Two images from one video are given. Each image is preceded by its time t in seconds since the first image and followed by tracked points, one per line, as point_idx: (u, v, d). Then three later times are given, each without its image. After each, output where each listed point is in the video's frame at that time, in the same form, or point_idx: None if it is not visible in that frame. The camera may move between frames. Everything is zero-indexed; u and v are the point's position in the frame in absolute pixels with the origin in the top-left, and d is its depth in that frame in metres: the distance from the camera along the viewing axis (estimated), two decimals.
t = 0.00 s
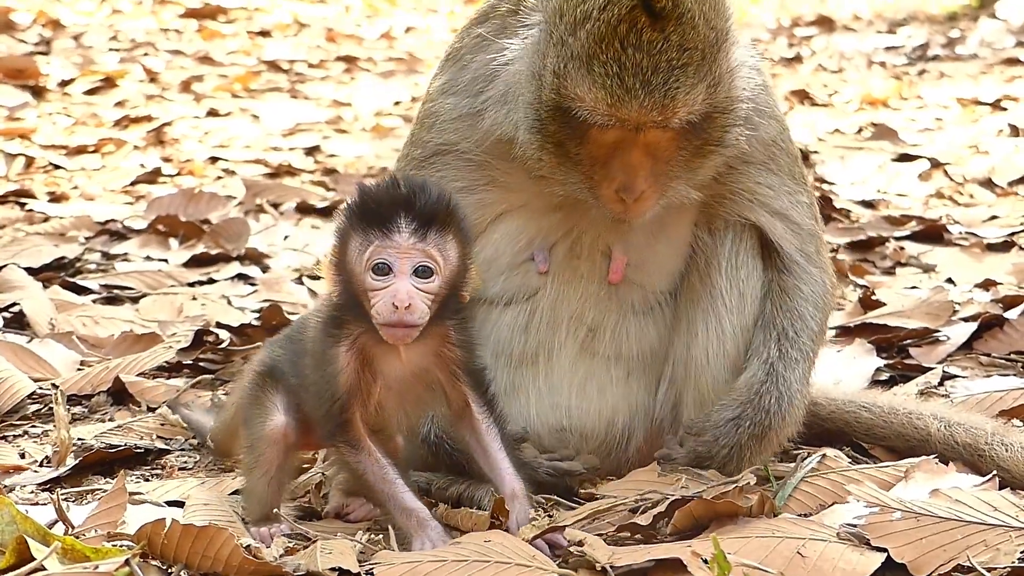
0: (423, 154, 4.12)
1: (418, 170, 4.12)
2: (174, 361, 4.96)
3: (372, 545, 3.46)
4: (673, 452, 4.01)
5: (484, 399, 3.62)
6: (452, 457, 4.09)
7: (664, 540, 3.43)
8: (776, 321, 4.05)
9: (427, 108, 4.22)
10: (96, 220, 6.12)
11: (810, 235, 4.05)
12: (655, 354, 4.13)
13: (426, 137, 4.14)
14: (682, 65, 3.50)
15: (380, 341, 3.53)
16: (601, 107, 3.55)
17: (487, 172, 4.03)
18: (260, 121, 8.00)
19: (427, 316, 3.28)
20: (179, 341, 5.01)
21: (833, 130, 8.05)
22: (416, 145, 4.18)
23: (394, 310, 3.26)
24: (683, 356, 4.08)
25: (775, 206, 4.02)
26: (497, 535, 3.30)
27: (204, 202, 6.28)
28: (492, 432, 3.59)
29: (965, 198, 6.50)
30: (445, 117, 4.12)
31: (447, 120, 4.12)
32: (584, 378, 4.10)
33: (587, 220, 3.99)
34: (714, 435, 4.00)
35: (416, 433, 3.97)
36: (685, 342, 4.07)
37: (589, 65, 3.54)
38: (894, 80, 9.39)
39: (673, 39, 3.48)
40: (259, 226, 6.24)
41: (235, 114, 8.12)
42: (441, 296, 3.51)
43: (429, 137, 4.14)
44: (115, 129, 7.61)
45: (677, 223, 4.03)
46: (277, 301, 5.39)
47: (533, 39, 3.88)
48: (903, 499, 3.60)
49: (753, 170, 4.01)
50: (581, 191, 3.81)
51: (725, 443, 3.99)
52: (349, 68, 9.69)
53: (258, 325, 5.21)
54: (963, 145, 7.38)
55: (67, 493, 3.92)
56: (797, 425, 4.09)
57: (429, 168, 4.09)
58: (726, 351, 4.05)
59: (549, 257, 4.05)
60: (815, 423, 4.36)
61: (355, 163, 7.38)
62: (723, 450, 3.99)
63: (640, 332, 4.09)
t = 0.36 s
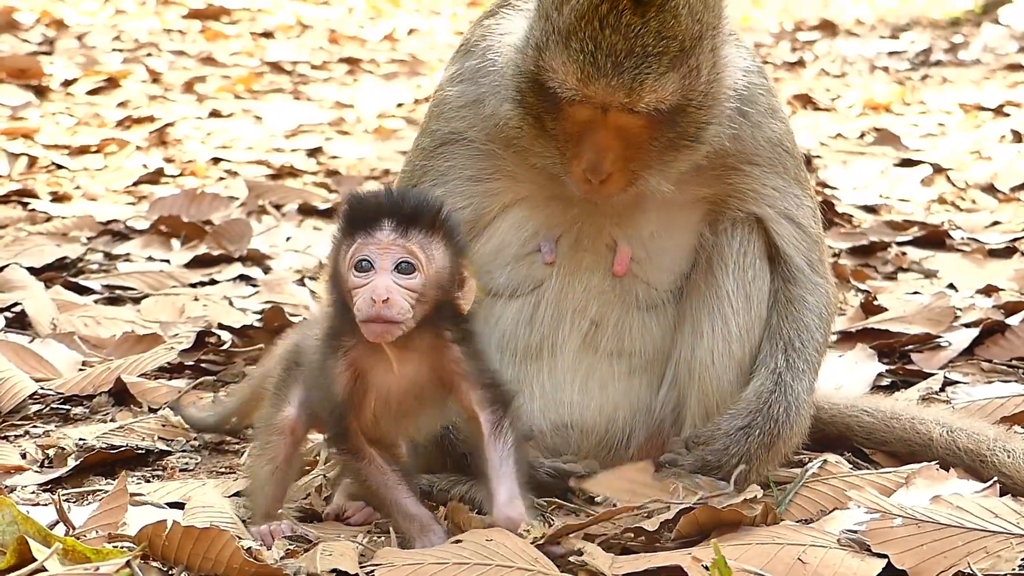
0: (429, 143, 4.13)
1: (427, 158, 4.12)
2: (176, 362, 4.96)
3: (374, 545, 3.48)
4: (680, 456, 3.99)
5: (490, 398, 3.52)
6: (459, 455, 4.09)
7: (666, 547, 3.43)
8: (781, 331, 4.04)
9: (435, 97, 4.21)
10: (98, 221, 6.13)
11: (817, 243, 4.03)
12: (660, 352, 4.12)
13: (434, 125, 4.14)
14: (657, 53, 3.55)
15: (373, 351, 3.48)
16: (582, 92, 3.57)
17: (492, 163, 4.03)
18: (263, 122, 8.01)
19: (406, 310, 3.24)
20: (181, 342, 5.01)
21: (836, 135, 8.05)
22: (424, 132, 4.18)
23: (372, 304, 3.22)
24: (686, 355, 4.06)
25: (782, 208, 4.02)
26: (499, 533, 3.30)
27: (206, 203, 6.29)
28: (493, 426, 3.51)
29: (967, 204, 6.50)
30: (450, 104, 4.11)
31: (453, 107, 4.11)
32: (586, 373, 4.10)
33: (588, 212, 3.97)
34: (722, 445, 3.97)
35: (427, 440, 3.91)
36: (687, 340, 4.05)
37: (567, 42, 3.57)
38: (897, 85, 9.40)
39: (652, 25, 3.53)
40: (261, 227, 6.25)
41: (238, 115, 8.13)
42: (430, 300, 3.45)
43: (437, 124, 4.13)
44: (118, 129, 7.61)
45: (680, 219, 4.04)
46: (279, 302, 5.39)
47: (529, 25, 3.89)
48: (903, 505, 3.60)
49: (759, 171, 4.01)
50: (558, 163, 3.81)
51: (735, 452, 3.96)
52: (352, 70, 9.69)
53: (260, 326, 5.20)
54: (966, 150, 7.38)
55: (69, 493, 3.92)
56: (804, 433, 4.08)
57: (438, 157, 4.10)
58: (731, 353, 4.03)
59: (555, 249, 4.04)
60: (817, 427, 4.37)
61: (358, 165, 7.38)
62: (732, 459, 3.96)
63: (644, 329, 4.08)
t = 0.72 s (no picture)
0: (429, 146, 4.14)
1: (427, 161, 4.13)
2: (180, 367, 4.97)
3: (377, 552, 3.48)
4: (687, 461, 3.98)
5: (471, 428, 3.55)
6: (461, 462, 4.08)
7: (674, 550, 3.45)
8: (786, 337, 4.03)
9: (434, 100, 4.21)
10: (102, 225, 6.14)
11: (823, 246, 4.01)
12: (663, 355, 4.12)
13: (434, 128, 4.14)
14: (653, 65, 3.52)
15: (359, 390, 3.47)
16: (577, 108, 3.55)
17: (490, 166, 4.03)
18: (266, 126, 8.01)
19: (365, 363, 3.26)
20: (185, 347, 5.01)
21: (838, 138, 8.04)
22: (424, 135, 4.19)
23: (332, 359, 3.26)
24: (690, 357, 4.05)
25: (787, 211, 4.00)
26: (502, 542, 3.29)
27: (209, 208, 6.30)
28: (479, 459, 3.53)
29: (970, 206, 6.49)
30: (449, 107, 4.11)
31: (451, 109, 4.10)
32: (589, 376, 4.09)
33: (590, 215, 3.98)
34: (730, 451, 3.98)
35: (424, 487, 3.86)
36: (691, 343, 4.05)
37: (562, 56, 3.54)
38: (899, 88, 9.38)
39: (645, 37, 3.49)
40: (264, 232, 6.26)
41: (241, 119, 8.13)
42: (401, 344, 3.44)
43: (436, 127, 4.14)
44: (121, 134, 7.62)
45: (683, 222, 4.04)
46: (283, 307, 5.40)
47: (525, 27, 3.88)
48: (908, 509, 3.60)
49: (762, 175, 4.00)
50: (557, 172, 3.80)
51: (743, 458, 3.97)
52: (354, 73, 9.69)
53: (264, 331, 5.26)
54: (969, 153, 7.38)
55: (73, 499, 3.93)
56: (809, 437, 4.08)
57: (438, 159, 4.11)
58: (736, 357, 4.02)
59: (556, 250, 4.03)
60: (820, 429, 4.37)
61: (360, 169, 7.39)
62: (739, 464, 3.98)
63: (646, 331, 4.07)
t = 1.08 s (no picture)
0: (435, 158, 4.15)
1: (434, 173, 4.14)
2: (186, 369, 4.98)
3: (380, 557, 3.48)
4: (697, 470, 3.99)
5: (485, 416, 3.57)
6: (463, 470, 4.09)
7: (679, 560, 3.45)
8: (795, 351, 4.04)
9: (441, 114, 4.22)
10: (109, 226, 6.15)
11: (828, 259, 4.02)
12: (670, 366, 4.13)
13: (440, 141, 4.15)
14: (687, 86, 3.42)
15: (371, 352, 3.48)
16: (611, 131, 3.48)
17: (497, 178, 4.04)
18: (273, 128, 8.02)
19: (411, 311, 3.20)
20: (191, 349, 5.03)
21: (845, 146, 8.03)
22: (430, 148, 4.20)
23: (377, 305, 3.18)
24: (696, 369, 4.06)
25: (793, 223, 4.03)
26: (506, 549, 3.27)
27: (216, 210, 6.31)
28: (489, 454, 3.53)
29: (977, 216, 6.48)
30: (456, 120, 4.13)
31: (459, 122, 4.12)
32: (595, 386, 4.10)
33: (596, 229, 3.98)
34: (745, 464, 3.97)
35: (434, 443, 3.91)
36: (698, 355, 4.06)
37: (594, 84, 3.44)
38: (907, 96, 9.37)
39: (678, 59, 3.38)
40: (271, 234, 6.27)
41: (248, 120, 8.14)
42: (428, 297, 3.44)
43: (442, 140, 4.15)
44: (128, 134, 7.63)
45: (691, 235, 4.05)
46: (288, 311, 5.41)
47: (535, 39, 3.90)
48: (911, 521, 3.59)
49: (770, 188, 4.01)
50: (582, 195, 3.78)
51: (757, 471, 3.96)
52: (362, 76, 9.70)
53: (269, 335, 5.24)
54: (976, 162, 7.37)
55: (77, 501, 3.94)
56: (819, 447, 4.09)
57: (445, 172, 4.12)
58: (742, 367, 4.02)
59: (561, 261, 4.04)
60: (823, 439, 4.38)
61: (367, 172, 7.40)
62: (753, 478, 3.97)
63: (652, 342, 4.09)
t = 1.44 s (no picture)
0: (445, 168, 4.13)
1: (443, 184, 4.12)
2: (196, 375, 4.99)
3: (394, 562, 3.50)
4: (714, 477, 3.99)
5: (498, 429, 3.53)
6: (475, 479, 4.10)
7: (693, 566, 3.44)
8: (809, 359, 4.05)
9: (449, 123, 4.21)
10: (118, 232, 6.17)
11: (839, 262, 4.03)
12: (681, 373, 4.15)
13: (449, 151, 4.14)
14: (715, 30, 3.64)
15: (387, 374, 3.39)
16: (645, 71, 3.61)
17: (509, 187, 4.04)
18: (281, 133, 8.04)
19: (428, 345, 3.16)
20: (201, 356, 5.04)
21: (853, 149, 8.04)
22: (438, 159, 4.18)
23: (394, 339, 3.13)
24: (709, 376, 4.06)
25: (804, 226, 4.02)
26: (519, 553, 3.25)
27: (225, 214, 6.32)
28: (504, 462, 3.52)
29: (986, 219, 6.49)
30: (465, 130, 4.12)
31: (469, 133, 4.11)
32: (606, 394, 4.11)
33: (611, 231, 4.02)
34: (764, 472, 3.98)
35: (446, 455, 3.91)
36: (710, 361, 4.05)
37: (625, 34, 3.63)
38: (915, 99, 9.38)
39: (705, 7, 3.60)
40: (280, 239, 6.28)
41: (256, 125, 8.16)
42: (446, 327, 3.39)
43: (452, 149, 4.14)
44: (137, 140, 7.64)
45: (702, 240, 4.07)
46: (299, 316, 5.43)
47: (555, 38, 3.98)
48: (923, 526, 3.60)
49: (778, 192, 4.01)
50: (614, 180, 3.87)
51: (775, 479, 3.98)
52: (370, 81, 9.71)
53: (280, 341, 5.24)
54: (984, 166, 7.38)
55: (90, 508, 3.95)
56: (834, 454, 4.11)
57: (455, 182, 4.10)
58: (755, 372, 4.01)
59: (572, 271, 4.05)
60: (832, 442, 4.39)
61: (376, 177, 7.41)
62: (773, 486, 3.98)
63: (663, 349, 4.10)
